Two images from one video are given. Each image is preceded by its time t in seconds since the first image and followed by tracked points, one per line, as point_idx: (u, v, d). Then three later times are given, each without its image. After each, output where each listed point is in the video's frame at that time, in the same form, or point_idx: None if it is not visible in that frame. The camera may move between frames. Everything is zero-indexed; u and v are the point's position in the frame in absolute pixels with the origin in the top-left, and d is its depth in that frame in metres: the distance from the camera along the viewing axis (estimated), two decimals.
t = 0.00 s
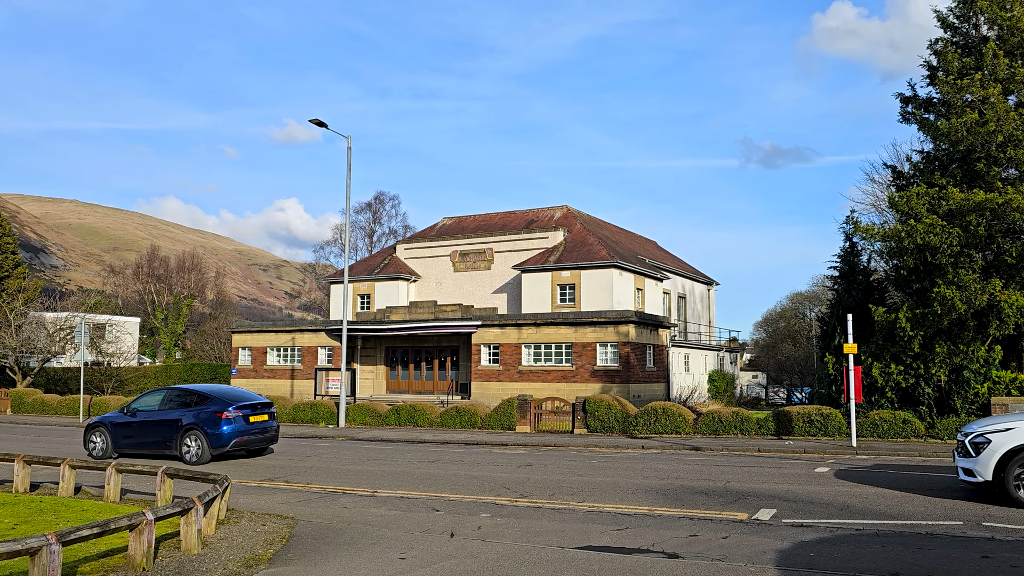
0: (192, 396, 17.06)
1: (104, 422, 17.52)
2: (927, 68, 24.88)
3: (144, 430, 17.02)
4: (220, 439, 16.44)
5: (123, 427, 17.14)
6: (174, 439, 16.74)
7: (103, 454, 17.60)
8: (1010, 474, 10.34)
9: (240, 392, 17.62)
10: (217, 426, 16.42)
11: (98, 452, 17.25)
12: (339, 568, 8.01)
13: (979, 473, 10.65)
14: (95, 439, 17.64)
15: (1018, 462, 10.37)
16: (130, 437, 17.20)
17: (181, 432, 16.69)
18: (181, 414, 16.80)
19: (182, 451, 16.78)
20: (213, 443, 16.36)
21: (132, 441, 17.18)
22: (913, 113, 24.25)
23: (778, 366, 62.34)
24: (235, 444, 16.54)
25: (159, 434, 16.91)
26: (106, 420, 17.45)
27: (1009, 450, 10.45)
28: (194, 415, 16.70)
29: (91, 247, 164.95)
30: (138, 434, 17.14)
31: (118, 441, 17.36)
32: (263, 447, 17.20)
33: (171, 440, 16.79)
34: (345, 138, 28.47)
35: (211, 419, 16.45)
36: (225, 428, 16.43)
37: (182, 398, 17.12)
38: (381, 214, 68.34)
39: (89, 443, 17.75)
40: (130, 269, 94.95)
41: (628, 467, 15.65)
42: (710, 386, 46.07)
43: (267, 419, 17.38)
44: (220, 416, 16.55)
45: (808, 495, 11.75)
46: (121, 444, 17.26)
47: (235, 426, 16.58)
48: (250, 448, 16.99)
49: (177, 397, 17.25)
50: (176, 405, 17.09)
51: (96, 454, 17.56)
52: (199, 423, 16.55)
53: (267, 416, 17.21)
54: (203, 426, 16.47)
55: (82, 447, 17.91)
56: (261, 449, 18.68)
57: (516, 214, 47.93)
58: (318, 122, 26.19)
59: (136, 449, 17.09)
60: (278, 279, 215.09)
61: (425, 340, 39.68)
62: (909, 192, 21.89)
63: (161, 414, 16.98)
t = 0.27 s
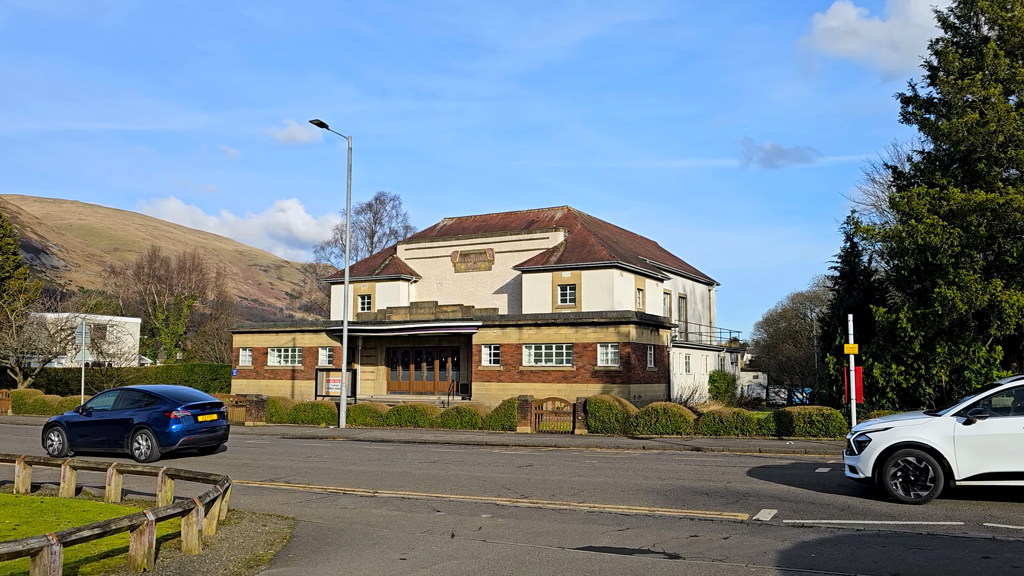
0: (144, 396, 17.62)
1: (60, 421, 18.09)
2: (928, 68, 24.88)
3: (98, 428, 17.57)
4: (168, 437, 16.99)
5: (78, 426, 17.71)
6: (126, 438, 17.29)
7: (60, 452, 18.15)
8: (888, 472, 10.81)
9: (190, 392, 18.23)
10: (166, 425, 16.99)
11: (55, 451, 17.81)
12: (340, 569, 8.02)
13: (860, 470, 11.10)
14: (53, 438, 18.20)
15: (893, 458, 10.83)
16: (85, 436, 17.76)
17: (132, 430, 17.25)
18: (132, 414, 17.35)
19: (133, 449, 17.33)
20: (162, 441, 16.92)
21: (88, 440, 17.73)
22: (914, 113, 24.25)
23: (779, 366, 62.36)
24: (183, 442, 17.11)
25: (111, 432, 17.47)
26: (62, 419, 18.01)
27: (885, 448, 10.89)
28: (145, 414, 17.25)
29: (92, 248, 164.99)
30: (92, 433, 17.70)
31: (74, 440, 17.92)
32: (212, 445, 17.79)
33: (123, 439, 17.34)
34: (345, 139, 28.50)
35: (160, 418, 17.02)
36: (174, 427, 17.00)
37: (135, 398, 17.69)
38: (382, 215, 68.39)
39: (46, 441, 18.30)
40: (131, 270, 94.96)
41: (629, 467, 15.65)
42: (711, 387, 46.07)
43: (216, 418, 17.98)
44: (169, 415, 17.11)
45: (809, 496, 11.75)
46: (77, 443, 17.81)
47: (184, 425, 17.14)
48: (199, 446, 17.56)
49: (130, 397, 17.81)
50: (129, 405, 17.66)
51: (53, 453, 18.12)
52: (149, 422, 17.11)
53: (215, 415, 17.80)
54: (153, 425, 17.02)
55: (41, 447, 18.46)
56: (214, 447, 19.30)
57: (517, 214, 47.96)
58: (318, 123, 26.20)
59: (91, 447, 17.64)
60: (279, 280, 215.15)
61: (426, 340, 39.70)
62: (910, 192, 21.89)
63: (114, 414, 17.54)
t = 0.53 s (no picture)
0: (99, 396, 18.15)
1: (21, 421, 18.59)
2: (929, 68, 24.87)
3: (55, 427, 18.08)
4: (121, 436, 17.53)
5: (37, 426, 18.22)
6: (81, 436, 17.81)
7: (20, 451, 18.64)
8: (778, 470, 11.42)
9: (145, 393, 18.79)
10: (119, 423, 17.52)
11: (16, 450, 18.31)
12: (342, 569, 8.04)
13: (753, 467, 11.70)
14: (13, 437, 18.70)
15: (784, 455, 11.43)
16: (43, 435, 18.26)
17: (88, 429, 17.77)
18: (88, 413, 17.87)
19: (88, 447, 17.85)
20: (115, 439, 17.45)
21: (46, 439, 18.23)
22: (915, 113, 24.25)
23: (780, 366, 62.31)
24: (136, 440, 17.65)
25: (67, 431, 17.99)
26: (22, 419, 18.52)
27: (776, 446, 11.47)
28: (100, 414, 17.77)
29: (93, 249, 165.05)
30: (50, 432, 18.20)
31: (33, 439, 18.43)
32: (165, 442, 18.34)
33: (79, 437, 17.84)
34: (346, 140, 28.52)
35: (113, 417, 17.56)
36: (128, 425, 17.54)
37: (91, 398, 18.21)
38: (383, 215, 68.43)
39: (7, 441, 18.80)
40: (132, 271, 95.00)
41: (630, 468, 15.63)
42: (712, 387, 46.02)
43: (169, 417, 18.55)
44: (122, 414, 17.65)
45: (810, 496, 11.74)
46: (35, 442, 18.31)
47: (136, 424, 17.69)
48: (152, 444, 18.12)
49: (86, 397, 18.33)
50: (85, 405, 18.18)
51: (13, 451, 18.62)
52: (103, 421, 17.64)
53: (169, 414, 18.39)
54: (106, 424, 17.55)
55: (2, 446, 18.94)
56: (169, 445, 19.88)
57: (517, 215, 47.97)
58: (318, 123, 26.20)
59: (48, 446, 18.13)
60: (280, 280, 215.23)
61: (427, 341, 39.71)
62: (911, 192, 21.89)
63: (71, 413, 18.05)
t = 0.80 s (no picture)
0: (58, 396, 18.59)
1: None
2: (930, 68, 24.86)
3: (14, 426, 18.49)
4: (78, 435, 18.00)
5: None
6: (39, 435, 18.26)
7: None
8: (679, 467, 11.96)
9: (102, 393, 19.26)
10: (76, 422, 18.01)
11: None
12: (343, 569, 8.05)
13: (658, 463, 12.27)
14: None
15: (685, 453, 11.98)
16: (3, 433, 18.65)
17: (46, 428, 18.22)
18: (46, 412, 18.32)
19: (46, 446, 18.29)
20: (71, 438, 17.91)
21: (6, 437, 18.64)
22: (916, 114, 24.24)
23: (781, 366, 62.30)
24: (92, 438, 18.13)
25: (27, 429, 18.42)
26: None
27: (678, 444, 12.02)
28: (57, 413, 18.22)
29: (94, 250, 165.12)
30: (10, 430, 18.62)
31: None
32: (121, 441, 18.84)
33: (37, 436, 18.28)
34: (346, 140, 28.52)
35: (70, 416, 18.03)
36: (84, 424, 18.03)
37: (50, 398, 18.65)
38: (384, 216, 68.44)
39: None
40: (133, 271, 95.00)
41: (631, 468, 15.63)
42: (713, 387, 46.01)
43: (126, 416, 19.06)
44: (79, 413, 18.13)
45: (810, 497, 11.73)
46: None
47: (92, 423, 18.18)
48: (108, 443, 18.61)
49: (46, 397, 18.76)
50: (44, 404, 18.61)
51: None
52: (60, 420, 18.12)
53: (125, 414, 18.89)
54: (63, 422, 18.01)
55: None
56: (128, 444, 20.36)
57: (518, 216, 47.98)
58: (319, 124, 26.21)
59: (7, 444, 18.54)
60: (281, 281, 215.31)
61: (428, 342, 39.71)
62: (912, 192, 21.87)
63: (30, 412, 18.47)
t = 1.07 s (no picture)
0: (20, 396, 18.89)
1: None
2: (931, 68, 24.84)
3: None
4: (38, 435, 18.32)
5: None
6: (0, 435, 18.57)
7: None
8: (590, 465, 12.60)
9: (64, 393, 19.58)
10: (36, 422, 18.33)
11: None
12: (345, 569, 8.07)
13: (572, 461, 12.90)
14: None
15: (597, 450, 12.62)
16: None
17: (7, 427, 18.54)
18: (8, 412, 18.64)
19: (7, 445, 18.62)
20: (31, 438, 18.24)
21: None
22: (917, 114, 24.23)
23: (782, 366, 62.31)
24: (52, 438, 18.46)
25: None
26: None
27: (591, 442, 12.64)
28: (18, 413, 18.54)
29: (95, 250, 165.19)
30: None
31: None
32: (82, 440, 19.16)
33: None
34: (347, 141, 28.52)
35: (31, 416, 18.36)
36: (45, 424, 18.35)
37: (12, 398, 18.96)
38: (384, 216, 68.44)
39: None
40: (133, 272, 95.01)
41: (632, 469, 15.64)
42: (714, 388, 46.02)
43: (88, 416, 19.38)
44: (39, 414, 18.44)
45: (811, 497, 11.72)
46: None
47: (53, 423, 18.50)
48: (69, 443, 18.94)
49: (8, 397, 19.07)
50: (6, 404, 18.92)
51: None
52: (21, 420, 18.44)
53: (85, 414, 19.16)
54: (24, 423, 18.33)
55: None
56: (89, 443, 20.68)
57: (519, 216, 47.99)
58: (320, 125, 26.21)
59: None
60: (282, 281, 215.34)
61: (428, 342, 39.72)
62: (913, 193, 21.86)
63: None
